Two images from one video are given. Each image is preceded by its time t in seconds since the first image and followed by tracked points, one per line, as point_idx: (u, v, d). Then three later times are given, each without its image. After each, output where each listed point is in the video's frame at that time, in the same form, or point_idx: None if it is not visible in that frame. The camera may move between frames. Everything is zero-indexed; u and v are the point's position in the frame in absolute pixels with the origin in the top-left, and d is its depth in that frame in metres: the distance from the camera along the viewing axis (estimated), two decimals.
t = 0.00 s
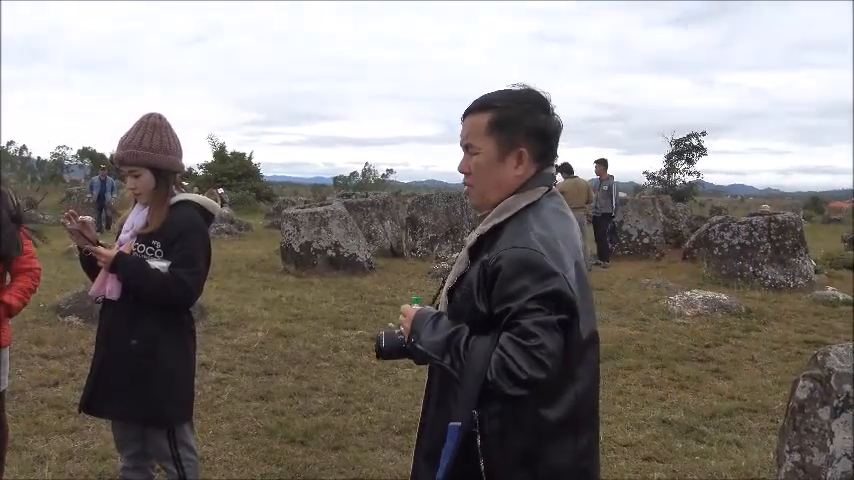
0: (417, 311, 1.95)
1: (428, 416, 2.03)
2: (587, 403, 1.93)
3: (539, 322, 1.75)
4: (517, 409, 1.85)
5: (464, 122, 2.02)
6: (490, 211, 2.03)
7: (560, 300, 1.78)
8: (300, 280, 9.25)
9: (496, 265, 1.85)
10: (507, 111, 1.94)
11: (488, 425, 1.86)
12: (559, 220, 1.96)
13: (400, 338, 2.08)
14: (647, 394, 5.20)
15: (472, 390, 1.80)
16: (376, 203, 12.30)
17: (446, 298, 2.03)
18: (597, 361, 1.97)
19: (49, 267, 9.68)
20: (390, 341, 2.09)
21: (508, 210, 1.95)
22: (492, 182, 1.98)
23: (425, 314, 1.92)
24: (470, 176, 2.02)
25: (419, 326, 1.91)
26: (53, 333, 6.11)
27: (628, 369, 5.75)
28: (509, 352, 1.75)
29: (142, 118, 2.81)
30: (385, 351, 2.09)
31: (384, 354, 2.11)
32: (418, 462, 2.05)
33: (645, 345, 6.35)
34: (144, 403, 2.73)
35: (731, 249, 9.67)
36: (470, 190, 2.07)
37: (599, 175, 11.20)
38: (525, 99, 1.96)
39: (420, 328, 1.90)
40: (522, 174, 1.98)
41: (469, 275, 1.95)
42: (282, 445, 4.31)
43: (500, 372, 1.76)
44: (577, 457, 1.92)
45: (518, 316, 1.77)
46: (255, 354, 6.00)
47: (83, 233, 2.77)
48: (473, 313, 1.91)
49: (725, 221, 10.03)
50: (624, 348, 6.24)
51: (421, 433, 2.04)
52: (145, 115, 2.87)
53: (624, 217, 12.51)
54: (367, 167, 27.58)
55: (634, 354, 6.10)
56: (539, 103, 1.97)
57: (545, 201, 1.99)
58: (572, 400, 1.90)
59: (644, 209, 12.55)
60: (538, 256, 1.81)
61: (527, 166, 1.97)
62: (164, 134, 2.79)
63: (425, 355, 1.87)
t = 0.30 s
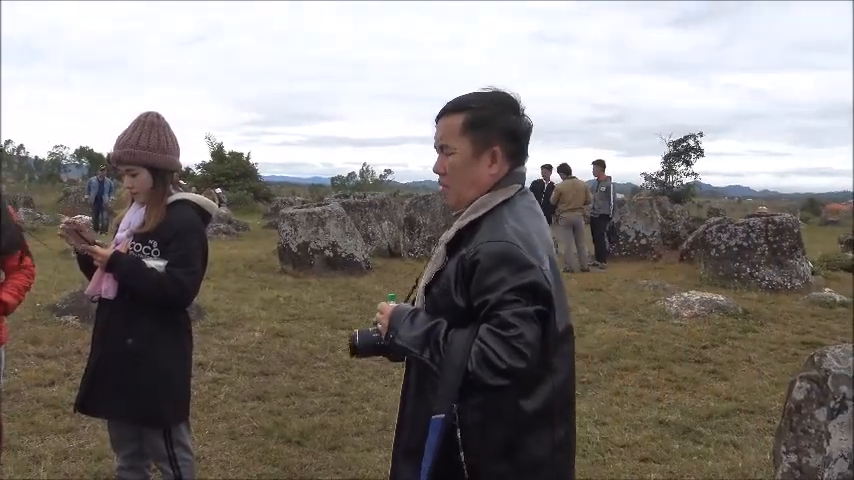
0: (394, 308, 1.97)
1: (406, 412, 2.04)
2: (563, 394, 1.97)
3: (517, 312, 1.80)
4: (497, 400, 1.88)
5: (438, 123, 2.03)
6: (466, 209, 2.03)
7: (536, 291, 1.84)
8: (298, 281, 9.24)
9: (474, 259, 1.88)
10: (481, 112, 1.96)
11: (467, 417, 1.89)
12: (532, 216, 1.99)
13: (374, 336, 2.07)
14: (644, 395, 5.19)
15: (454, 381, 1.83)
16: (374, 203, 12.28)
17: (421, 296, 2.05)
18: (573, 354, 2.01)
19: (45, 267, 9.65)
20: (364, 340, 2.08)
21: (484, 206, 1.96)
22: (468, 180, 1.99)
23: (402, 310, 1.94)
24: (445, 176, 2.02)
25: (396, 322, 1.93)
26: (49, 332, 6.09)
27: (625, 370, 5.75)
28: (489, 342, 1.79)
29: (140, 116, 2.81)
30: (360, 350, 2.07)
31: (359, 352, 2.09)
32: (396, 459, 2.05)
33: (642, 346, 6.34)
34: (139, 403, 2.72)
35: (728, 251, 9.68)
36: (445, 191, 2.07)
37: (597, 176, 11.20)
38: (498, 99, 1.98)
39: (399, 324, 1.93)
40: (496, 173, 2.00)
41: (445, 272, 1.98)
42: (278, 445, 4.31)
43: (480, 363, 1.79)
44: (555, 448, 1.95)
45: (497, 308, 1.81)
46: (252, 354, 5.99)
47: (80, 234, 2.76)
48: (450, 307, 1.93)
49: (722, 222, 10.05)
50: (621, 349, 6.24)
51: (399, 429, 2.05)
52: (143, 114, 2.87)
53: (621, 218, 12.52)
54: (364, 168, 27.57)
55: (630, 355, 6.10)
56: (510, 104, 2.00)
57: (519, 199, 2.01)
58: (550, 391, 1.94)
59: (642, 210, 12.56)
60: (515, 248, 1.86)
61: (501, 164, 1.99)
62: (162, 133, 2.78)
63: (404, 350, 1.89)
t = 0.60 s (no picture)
0: (374, 290, 1.96)
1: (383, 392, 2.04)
2: (536, 374, 2.02)
3: (500, 291, 1.85)
4: (475, 377, 1.92)
5: (420, 112, 2.05)
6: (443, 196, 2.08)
7: (516, 271, 1.89)
8: (293, 277, 9.22)
9: (457, 241, 1.91)
10: (466, 104, 2.01)
11: (445, 395, 1.91)
12: (507, 203, 2.06)
13: (347, 321, 2.18)
14: (638, 391, 5.20)
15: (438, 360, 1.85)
16: (369, 200, 12.26)
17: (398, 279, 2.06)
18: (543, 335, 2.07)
19: (39, 262, 9.61)
20: (338, 324, 2.19)
21: (464, 193, 2.00)
22: (448, 168, 2.04)
23: (383, 292, 1.94)
24: (424, 163, 2.05)
25: (376, 304, 1.92)
26: (43, 328, 6.07)
27: (619, 366, 5.77)
28: (473, 320, 1.83)
29: (135, 111, 2.79)
30: (332, 335, 2.18)
31: (331, 337, 2.19)
32: (372, 439, 2.04)
33: (637, 342, 6.35)
34: (130, 399, 2.71)
35: (722, 247, 9.71)
36: (422, 178, 2.10)
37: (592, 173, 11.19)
38: (479, 93, 2.05)
39: (379, 305, 1.92)
40: (475, 163, 2.05)
41: (425, 254, 2.00)
42: (272, 441, 4.31)
43: (465, 341, 1.83)
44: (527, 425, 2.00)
45: (480, 287, 1.85)
46: (247, 350, 5.98)
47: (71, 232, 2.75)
48: (431, 289, 1.97)
49: (717, 219, 10.07)
50: (615, 345, 6.25)
51: (375, 409, 2.05)
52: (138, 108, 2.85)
53: (616, 215, 12.53)
54: (360, 164, 27.50)
55: (624, 351, 6.11)
56: (489, 99, 2.07)
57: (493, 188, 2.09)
58: (523, 369, 1.98)
59: (637, 207, 12.58)
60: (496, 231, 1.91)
61: (480, 155, 2.05)
62: (157, 128, 2.77)
63: (387, 330, 1.90)
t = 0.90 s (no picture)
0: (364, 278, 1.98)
1: (369, 377, 2.04)
2: (517, 360, 2.07)
3: (490, 278, 1.90)
4: (462, 362, 1.95)
5: (407, 109, 2.07)
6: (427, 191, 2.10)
7: (504, 261, 1.95)
8: (289, 275, 9.22)
9: (448, 230, 1.95)
10: (452, 103, 2.03)
11: (433, 380, 1.93)
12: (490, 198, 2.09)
13: (332, 309, 2.20)
14: (634, 389, 5.22)
15: (430, 342, 1.89)
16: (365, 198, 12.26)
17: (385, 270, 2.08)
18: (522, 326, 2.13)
19: (35, 261, 9.58)
20: (323, 313, 2.20)
21: (449, 187, 2.02)
22: (432, 165, 2.06)
23: (374, 279, 1.97)
24: (410, 158, 2.07)
25: (367, 289, 1.95)
26: (39, 326, 6.06)
27: (615, 364, 5.78)
28: (464, 304, 1.88)
29: (133, 109, 2.79)
30: (317, 323, 2.19)
31: (315, 325, 2.21)
32: (358, 424, 2.04)
33: (633, 340, 6.37)
34: (120, 396, 2.71)
35: (718, 245, 9.74)
36: (406, 174, 2.12)
37: (589, 171, 11.20)
38: (465, 92, 2.07)
39: (371, 291, 1.94)
40: (458, 160, 2.07)
41: (412, 244, 2.03)
42: (269, 439, 4.31)
43: (457, 324, 1.87)
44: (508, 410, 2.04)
45: (472, 274, 1.90)
46: (243, 348, 5.98)
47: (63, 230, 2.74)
48: (420, 277, 2.00)
49: (713, 217, 10.10)
50: (611, 343, 6.27)
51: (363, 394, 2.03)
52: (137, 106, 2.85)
53: (612, 213, 12.55)
54: (356, 161, 27.47)
55: (620, 349, 6.13)
56: (476, 99, 2.09)
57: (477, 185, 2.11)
58: (507, 355, 2.02)
59: (633, 205, 12.61)
60: (486, 221, 1.96)
61: (464, 153, 2.07)
62: (153, 126, 2.76)
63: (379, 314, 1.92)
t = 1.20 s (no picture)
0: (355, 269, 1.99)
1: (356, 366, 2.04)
2: (502, 354, 2.07)
3: (477, 272, 1.90)
4: (448, 354, 1.95)
5: (401, 109, 2.08)
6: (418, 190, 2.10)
7: (491, 257, 1.96)
8: (288, 274, 9.21)
9: (438, 225, 1.95)
10: (444, 104, 2.03)
11: (419, 370, 1.94)
12: (482, 199, 2.09)
13: (323, 301, 2.21)
14: (633, 388, 5.22)
15: (416, 333, 1.89)
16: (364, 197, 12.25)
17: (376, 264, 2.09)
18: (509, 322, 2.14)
19: (33, 260, 9.57)
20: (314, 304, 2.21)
21: (439, 186, 2.03)
22: (423, 164, 2.06)
23: (365, 271, 1.97)
24: (402, 157, 2.08)
25: (358, 280, 1.95)
26: (38, 326, 6.05)
27: (614, 363, 5.79)
28: (451, 297, 1.88)
29: (134, 108, 2.79)
30: (308, 313, 2.20)
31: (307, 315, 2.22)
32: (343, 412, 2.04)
33: (632, 339, 6.37)
34: (116, 395, 2.71)
35: (717, 244, 9.74)
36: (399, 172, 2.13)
37: (588, 170, 11.20)
38: (458, 95, 2.07)
39: (360, 281, 1.95)
40: (450, 161, 2.07)
41: (404, 239, 2.03)
42: (268, 438, 4.31)
43: (443, 316, 1.88)
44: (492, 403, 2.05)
45: (459, 268, 1.90)
46: (242, 347, 5.98)
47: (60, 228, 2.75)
48: (409, 270, 2.00)
49: (712, 216, 10.10)
50: (610, 342, 6.27)
51: (350, 382, 2.03)
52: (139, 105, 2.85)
53: (611, 212, 12.55)
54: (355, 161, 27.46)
55: (619, 348, 6.13)
56: (469, 101, 2.09)
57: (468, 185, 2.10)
58: (492, 349, 2.03)
59: (632, 204, 12.61)
60: (475, 218, 1.96)
61: (455, 154, 2.07)
62: (152, 125, 2.77)
63: (368, 304, 1.92)
